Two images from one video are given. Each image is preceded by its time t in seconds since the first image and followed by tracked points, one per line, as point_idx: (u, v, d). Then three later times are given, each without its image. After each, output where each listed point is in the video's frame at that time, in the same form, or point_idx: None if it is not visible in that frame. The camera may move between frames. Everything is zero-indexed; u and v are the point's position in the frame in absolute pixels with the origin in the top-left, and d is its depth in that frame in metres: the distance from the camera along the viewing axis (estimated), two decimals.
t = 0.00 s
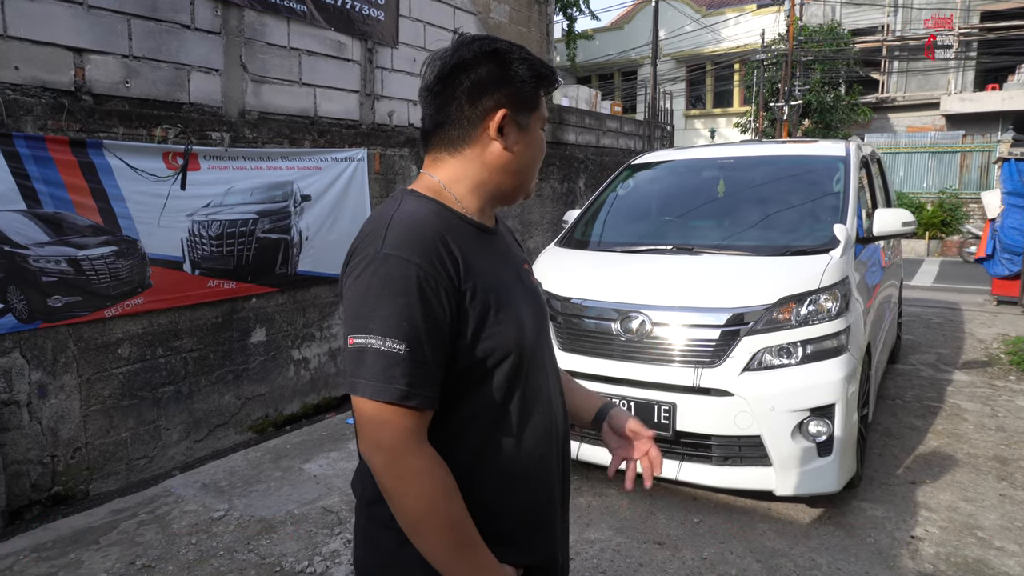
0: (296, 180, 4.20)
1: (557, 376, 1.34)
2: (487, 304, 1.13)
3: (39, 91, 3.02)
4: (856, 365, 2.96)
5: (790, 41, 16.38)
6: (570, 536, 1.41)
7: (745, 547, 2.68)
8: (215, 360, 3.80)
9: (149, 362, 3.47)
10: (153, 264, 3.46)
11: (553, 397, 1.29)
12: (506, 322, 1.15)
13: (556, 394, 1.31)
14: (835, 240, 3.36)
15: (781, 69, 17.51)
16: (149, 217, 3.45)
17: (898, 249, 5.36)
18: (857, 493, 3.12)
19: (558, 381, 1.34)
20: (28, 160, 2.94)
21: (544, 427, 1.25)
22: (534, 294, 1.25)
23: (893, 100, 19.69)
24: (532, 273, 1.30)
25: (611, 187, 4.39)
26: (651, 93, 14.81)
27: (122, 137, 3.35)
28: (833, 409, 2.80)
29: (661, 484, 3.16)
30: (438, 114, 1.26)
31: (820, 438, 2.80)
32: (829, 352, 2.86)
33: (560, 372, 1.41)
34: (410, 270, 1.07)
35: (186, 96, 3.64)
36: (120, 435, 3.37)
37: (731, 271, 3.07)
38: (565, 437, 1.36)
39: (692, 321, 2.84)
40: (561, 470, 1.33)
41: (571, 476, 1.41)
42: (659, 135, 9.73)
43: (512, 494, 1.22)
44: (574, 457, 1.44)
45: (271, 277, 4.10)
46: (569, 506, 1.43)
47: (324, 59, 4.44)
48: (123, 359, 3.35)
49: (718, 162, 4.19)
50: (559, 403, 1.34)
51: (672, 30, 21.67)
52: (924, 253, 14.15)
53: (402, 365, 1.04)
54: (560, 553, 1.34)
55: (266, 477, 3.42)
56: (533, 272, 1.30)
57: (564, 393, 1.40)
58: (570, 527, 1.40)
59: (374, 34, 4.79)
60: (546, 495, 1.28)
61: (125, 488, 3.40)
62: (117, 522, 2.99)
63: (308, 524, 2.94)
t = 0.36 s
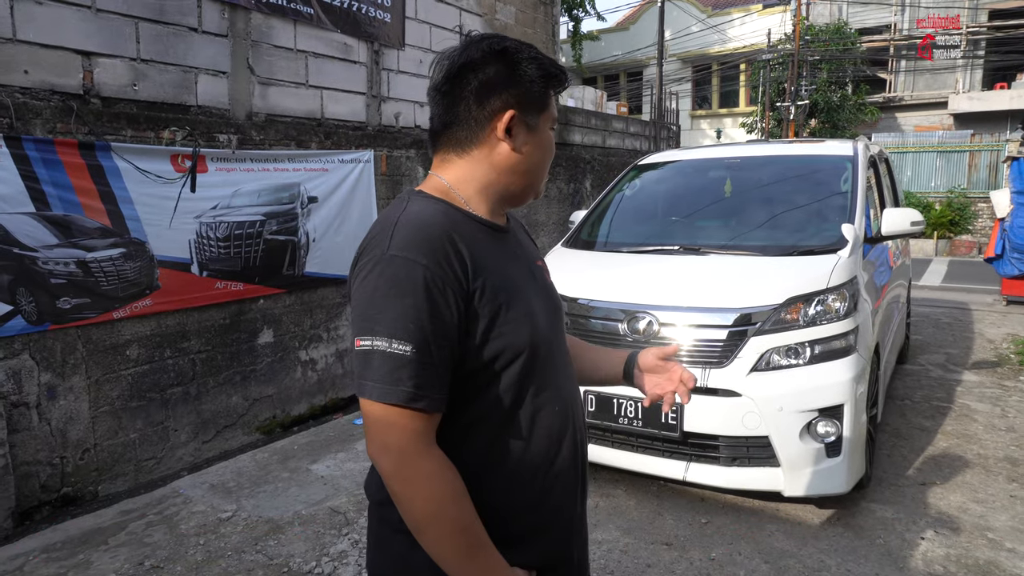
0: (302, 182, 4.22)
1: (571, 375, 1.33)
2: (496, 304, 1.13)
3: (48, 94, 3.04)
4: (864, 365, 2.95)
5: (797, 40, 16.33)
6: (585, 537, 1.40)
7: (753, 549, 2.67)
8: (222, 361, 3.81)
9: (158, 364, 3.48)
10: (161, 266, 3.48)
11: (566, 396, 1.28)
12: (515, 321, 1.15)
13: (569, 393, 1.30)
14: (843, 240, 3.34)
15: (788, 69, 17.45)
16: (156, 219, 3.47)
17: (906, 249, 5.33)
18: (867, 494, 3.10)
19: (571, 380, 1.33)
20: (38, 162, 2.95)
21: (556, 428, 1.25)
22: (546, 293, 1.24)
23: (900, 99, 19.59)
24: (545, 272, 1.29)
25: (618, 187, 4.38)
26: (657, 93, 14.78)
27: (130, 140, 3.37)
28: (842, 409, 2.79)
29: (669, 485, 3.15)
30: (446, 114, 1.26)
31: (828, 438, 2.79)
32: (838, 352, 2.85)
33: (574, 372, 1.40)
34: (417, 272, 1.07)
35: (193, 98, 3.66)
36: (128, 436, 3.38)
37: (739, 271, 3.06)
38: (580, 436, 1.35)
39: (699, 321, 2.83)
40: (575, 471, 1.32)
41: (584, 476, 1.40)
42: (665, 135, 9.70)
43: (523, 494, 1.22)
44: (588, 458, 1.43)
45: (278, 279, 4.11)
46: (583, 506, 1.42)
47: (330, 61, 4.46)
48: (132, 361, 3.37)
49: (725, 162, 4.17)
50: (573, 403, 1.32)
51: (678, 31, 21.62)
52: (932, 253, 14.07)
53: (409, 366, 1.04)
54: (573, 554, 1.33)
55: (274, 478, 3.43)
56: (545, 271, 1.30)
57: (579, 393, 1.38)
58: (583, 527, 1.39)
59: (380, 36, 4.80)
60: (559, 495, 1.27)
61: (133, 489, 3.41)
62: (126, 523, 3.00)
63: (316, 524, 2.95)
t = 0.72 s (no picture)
0: (304, 182, 4.22)
1: (577, 378, 1.32)
2: (499, 307, 1.13)
3: (51, 94, 3.05)
4: (866, 366, 2.94)
5: (800, 41, 16.31)
6: (589, 540, 1.40)
7: (755, 550, 2.66)
8: (224, 361, 3.81)
9: (160, 364, 3.49)
10: (164, 266, 3.48)
11: (571, 400, 1.28)
12: (518, 325, 1.14)
13: (574, 396, 1.29)
14: (846, 241, 3.33)
15: (790, 70, 17.43)
16: (159, 219, 3.47)
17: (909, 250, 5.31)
18: (868, 496, 3.10)
19: (578, 383, 1.32)
20: (41, 163, 2.96)
21: (560, 431, 1.24)
22: (550, 295, 1.24)
23: (903, 100, 19.55)
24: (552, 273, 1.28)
25: (620, 188, 4.38)
26: (659, 93, 14.75)
27: (133, 140, 3.37)
28: (844, 411, 2.78)
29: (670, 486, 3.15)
30: (453, 115, 1.26)
31: (830, 440, 2.78)
32: (840, 353, 2.84)
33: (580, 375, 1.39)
34: (418, 275, 1.06)
35: (196, 99, 3.67)
36: (130, 436, 3.39)
37: (741, 272, 3.05)
38: (585, 439, 1.34)
39: (701, 321, 2.83)
40: (579, 474, 1.31)
41: (589, 479, 1.40)
42: (667, 136, 9.70)
43: (527, 498, 1.22)
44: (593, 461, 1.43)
45: (280, 279, 4.12)
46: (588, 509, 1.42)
47: (333, 61, 4.46)
48: (134, 361, 3.37)
49: (727, 163, 4.17)
50: (579, 406, 1.32)
51: (681, 31, 21.61)
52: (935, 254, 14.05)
53: (410, 369, 1.04)
54: (577, 557, 1.33)
55: (275, 478, 3.44)
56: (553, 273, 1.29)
57: (585, 395, 1.38)
58: (588, 530, 1.39)
59: (382, 36, 4.80)
60: (563, 498, 1.27)
61: (135, 488, 3.42)
62: (126, 524, 3.01)
63: (317, 524, 2.95)
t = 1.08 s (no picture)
0: (302, 184, 4.22)
1: (574, 379, 1.33)
2: (495, 309, 1.13)
3: (49, 97, 3.05)
4: (864, 365, 2.95)
5: (798, 40, 16.32)
6: (585, 540, 1.40)
7: (753, 549, 2.66)
8: (222, 362, 3.82)
9: (158, 366, 3.49)
10: (161, 268, 3.49)
11: (568, 401, 1.28)
12: (514, 326, 1.15)
13: (571, 397, 1.29)
14: (842, 240, 3.34)
15: (789, 69, 17.44)
16: (157, 221, 3.48)
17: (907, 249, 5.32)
18: (866, 494, 3.10)
19: (575, 384, 1.32)
20: (39, 165, 2.96)
21: (556, 432, 1.24)
22: (547, 296, 1.24)
23: (902, 99, 19.56)
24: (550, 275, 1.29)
25: (618, 188, 4.39)
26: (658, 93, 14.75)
27: (131, 142, 3.38)
28: (841, 410, 2.78)
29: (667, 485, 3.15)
30: (455, 117, 1.27)
31: (828, 438, 2.79)
32: (837, 352, 2.85)
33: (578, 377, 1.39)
34: (414, 277, 1.07)
35: (194, 100, 3.67)
36: (129, 438, 3.39)
37: (739, 272, 3.06)
38: (582, 440, 1.35)
39: (699, 321, 2.83)
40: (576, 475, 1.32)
41: (586, 479, 1.40)
42: (666, 136, 9.71)
43: (522, 498, 1.22)
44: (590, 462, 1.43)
45: (278, 280, 4.12)
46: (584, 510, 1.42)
47: (331, 62, 4.46)
48: (132, 363, 3.38)
49: (725, 163, 4.18)
50: (576, 407, 1.32)
51: (679, 31, 21.62)
52: (933, 253, 14.06)
53: (404, 372, 1.04)
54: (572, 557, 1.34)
55: (274, 480, 3.44)
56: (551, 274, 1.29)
57: (582, 395, 1.38)
58: (585, 529, 1.39)
59: (380, 37, 4.81)
60: (559, 500, 1.27)
61: (134, 490, 3.42)
62: (125, 525, 3.01)
63: (315, 526, 2.95)
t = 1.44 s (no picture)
0: (289, 183, 4.21)
1: (560, 377, 1.33)
2: (483, 308, 1.13)
3: (31, 97, 3.02)
4: (849, 358, 2.97)
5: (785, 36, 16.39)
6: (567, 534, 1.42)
7: (740, 541, 2.69)
8: (210, 363, 3.80)
9: (145, 367, 3.47)
10: (147, 269, 3.47)
11: (554, 399, 1.28)
12: (501, 325, 1.15)
13: (557, 394, 1.30)
14: (828, 233, 3.36)
15: (776, 65, 17.52)
16: (142, 222, 3.46)
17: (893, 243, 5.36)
18: (852, 486, 3.13)
19: (561, 382, 1.33)
20: (21, 166, 2.94)
21: (543, 430, 1.25)
22: (534, 295, 1.24)
23: (888, 94, 19.68)
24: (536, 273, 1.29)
25: (605, 184, 4.39)
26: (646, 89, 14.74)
27: (115, 142, 3.35)
28: (827, 402, 2.81)
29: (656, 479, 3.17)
30: (438, 114, 1.27)
31: (814, 431, 2.81)
32: (823, 345, 2.87)
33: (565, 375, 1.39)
34: (401, 277, 1.07)
35: (179, 100, 3.65)
36: (116, 440, 3.37)
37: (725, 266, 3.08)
38: (567, 437, 1.35)
39: (686, 316, 2.84)
40: (560, 471, 1.32)
41: (570, 476, 1.41)
42: (654, 132, 9.74)
43: (508, 495, 1.23)
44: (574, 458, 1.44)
45: (265, 280, 4.11)
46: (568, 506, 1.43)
47: (317, 61, 4.45)
48: (118, 364, 3.36)
49: (711, 159, 4.19)
50: (562, 404, 1.33)
51: (667, 28, 21.65)
52: (920, 246, 14.18)
53: (391, 372, 1.04)
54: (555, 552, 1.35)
55: (263, 479, 3.43)
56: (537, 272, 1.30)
57: (568, 392, 1.39)
58: (567, 526, 1.40)
59: (367, 35, 4.80)
60: (545, 495, 1.28)
61: (121, 492, 3.40)
62: (112, 528, 2.99)
63: (304, 525, 2.95)
